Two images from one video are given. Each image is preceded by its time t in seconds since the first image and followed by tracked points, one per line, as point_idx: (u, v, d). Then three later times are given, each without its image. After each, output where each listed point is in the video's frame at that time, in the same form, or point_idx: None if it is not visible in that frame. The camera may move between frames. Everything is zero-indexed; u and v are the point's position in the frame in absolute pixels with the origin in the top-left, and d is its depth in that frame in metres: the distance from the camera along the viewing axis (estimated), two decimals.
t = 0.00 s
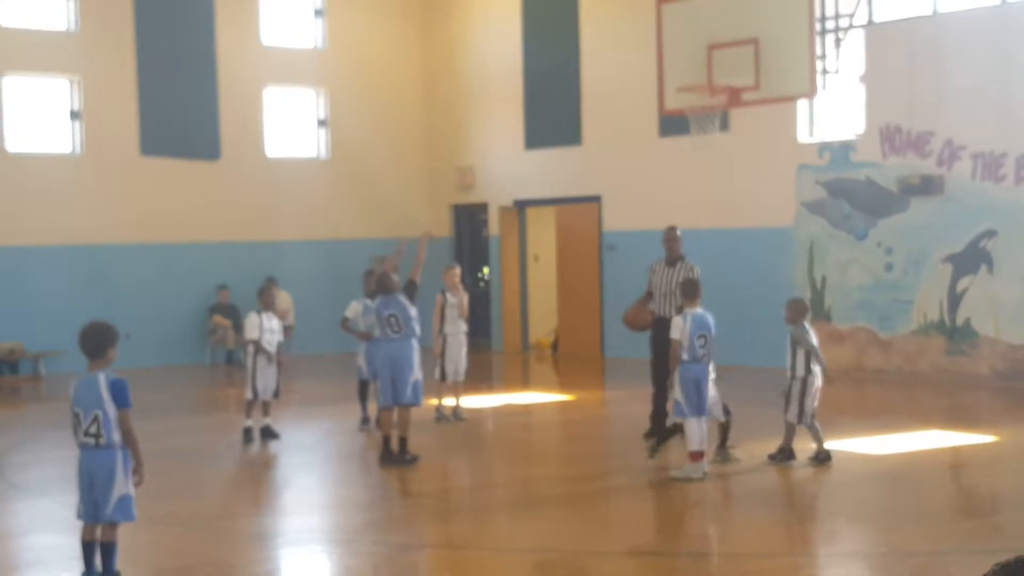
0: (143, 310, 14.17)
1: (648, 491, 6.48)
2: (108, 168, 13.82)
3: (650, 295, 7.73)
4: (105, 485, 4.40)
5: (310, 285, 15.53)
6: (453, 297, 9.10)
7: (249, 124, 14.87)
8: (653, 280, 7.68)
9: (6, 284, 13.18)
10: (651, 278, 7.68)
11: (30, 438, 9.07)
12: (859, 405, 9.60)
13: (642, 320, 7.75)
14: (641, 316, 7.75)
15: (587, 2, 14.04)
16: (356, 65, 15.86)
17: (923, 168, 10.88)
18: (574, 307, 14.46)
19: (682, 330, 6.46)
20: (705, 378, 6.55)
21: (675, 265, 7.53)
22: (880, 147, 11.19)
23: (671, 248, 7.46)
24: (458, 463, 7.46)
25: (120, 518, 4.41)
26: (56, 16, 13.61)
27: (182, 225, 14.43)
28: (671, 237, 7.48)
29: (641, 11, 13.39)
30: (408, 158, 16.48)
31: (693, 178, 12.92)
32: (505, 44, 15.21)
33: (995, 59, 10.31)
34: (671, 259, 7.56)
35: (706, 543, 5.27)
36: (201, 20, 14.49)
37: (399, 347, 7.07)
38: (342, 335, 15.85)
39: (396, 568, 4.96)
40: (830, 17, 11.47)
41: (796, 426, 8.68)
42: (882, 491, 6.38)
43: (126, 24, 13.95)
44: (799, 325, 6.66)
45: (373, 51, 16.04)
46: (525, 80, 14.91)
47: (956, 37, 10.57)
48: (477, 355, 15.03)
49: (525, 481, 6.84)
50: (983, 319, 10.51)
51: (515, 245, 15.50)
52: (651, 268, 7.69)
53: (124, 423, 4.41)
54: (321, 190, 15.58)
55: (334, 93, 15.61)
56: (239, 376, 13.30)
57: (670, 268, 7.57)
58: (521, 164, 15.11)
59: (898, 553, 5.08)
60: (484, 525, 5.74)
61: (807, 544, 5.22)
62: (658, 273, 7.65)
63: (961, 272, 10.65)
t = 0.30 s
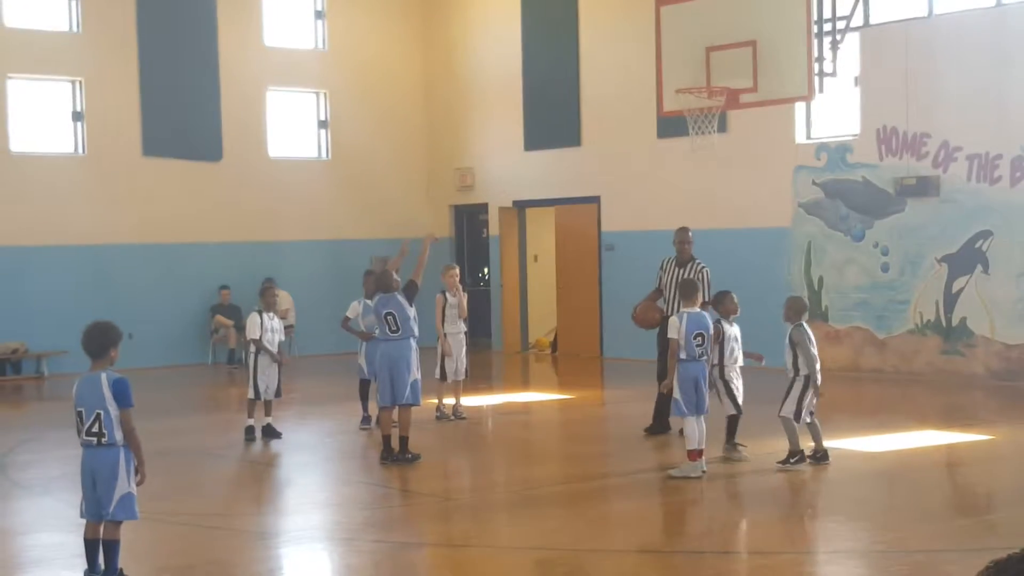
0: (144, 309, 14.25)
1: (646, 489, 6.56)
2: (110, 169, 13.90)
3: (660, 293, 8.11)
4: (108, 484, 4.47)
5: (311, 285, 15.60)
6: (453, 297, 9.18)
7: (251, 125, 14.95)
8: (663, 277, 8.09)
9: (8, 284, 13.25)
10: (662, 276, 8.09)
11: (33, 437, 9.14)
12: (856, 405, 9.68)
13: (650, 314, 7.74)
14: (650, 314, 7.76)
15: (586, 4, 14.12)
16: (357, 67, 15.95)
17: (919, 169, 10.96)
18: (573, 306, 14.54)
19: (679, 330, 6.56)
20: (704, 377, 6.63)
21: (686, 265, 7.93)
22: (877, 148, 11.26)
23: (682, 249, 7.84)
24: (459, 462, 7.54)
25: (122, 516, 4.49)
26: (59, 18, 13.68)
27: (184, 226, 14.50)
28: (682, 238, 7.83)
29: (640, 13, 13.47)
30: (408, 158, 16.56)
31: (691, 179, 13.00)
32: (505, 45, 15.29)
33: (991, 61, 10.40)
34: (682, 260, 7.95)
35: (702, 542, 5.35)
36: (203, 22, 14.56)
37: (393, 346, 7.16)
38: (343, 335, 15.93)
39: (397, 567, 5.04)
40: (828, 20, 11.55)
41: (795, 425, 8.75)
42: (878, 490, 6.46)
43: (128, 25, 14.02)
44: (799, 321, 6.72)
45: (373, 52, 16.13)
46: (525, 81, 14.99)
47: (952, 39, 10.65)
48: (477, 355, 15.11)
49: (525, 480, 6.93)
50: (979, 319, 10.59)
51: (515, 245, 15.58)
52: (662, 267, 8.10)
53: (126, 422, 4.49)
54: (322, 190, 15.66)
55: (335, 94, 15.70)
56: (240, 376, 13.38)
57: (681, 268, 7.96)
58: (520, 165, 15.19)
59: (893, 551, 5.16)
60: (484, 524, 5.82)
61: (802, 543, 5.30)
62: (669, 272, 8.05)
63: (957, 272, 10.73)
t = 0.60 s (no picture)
0: (145, 310, 14.30)
1: (643, 489, 6.62)
2: (111, 169, 13.95)
3: (662, 293, 8.22)
4: (110, 482, 4.53)
5: (311, 285, 15.66)
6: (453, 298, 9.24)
7: (252, 126, 15.01)
8: (666, 276, 8.21)
9: (10, 284, 13.31)
10: (664, 277, 8.22)
11: (34, 437, 9.19)
12: (853, 405, 9.74)
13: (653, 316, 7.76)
14: (652, 315, 7.78)
15: (586, 6, 14.18)
16: (358, 68, 16.01)
17: (917, 170, 11.00)
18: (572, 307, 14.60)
19: (677, 331, 6.59)
20: (701, 376, 6.68)
21: (688, 265, 8.06)
22: (875, 149, 11.31)
23: (685, 249, 7.96)
24: (457, 462, 7.59)
25: (125, 515, 4.54)
26: (61, 19, 13.73)
27: (185, 227, 14.56)
28: (685, 239, 7.94)
29: (640, 16, 13.53)
30: (408, 159, 16.62)
31: (690, 181, 13.05)
32: (505, 46, 15.35)
33: (988, 64, 10.45)
34: (684, 260, 8.08)
35: (699, 541, 5.40)
36: (204, 24, 14.61)
37: (387, 347, 7.21)
38: (343, 336, 15.99)
39: (397, 565, 5.10)
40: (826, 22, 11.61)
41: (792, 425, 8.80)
42: (874, 489, 6.51)
43: (130, 27, 14.08)
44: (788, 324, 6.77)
45: (374, 54, 16.18)
46: (525, 83, 15.04)
47: (950, 42, 10.71)
48: (477, 356, 15.16)
49: (523, 480, 6.98)
50: (976, 320, 10.65)
51: (514, 246, 15.63)
52: (664, 267, 8.22)
53: (128, 422, 4.54)
54: (323, 192, 15.73)
55: (335, 95, 15.76)
56: (241, 376, 13.44)
57: (683, 268, 8.09)
58: (520, 166, 15.24)
59: (888, 550, 5.21)
60: (482, 523, 5.87)
61: (799, 542, 5.35)
62: (671, 272, 8.17)
63: (954, 273, 10.79)
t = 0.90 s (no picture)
0: (145, 312, 14.31)
1: (643, 492, 6.62)
2: (112, 172, 13.96)
3: (661, 297, 8.25)
4: (110, 484, 4.53)
5: (312, 288, 15.66)
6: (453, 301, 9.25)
7: (253, 129, 15.03)
8: (664, 280, 8.24)
9: (11, 286, 13.32)
10: (663, 281, 8.24)
11: (35, 439, 9.19)
12: (854, 408, 9.74)
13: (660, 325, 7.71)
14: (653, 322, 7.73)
15: (587, 9, 14.20)
16: (358, 70, 16.02)
17: (917, 174, 11.01)
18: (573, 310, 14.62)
19: (678, 335, 6.59)
20: (702, 379, 6.68)
21: (686, 268, 8.11)
22: (875, 152, 11.32)
23: (682, 253, 8.00)
24: (458, 464, 7.59)
25: (125, 518, 4.53)
26: (62, 21, 13.74)
27: (185, 229, 14.56)
28: (681, 242, 7.96)
29: (640, 18, 13.54)
30: (409, 162, 16.63)
31: (690, 184, 13.06)
32: (506, 48, 15.36)
33: (988, 68, 10.46)
34: (682, 263, 8.12)
35: (699, 544, 5.41)
36: (205, 27, 14.63)
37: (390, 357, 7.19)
38: (344, 338, 16.00)
39: (397, 568, 5.10)
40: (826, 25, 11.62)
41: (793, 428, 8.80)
42: (874, 492, 6.51)
43: (132, 30, 14.10)
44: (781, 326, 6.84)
45: (375, 57, 16.19)
46: (525, 85, 15.06)
47: (950, 45, 10.72)
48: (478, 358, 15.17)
49: (524, 482, 6.99)
50: (976, 323, 10.65)
51: (515, 248, 15.64)
52: (662, 272, 8.24)
53: (128, 424, 4.54)
54: (324, 194, 15.74)
55: (336, 98, 15.77)
56: (241, 378, 13.44)
57: (681, 271, 8.14)
58: (521, 169, 15.25)
59: (888, 553, 5.21)
60: (483, 526, 5.87)
61: (799, 545, 5.35)
62: (670, 276, 8.20)
63: (954, 276, 10.79)
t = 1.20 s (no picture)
0: (145, 314, 14.31)
1: (643, 495, 6.62)
2: (111, 174, 13.95)
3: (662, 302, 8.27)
4: (111, 486, 4.52)
5: (312, 290, 15.66)
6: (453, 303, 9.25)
7: (254, 131, 15.04)
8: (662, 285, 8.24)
9: (10, 288, 13.31)
10: (662, 286, 8.24)
11: (34, 441, 9.19)
12: (854, 411, 9.74)
13: (665, 328, 7.82)
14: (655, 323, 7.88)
15: (587, 12, 14.21)
16: (358, 73, 16.03)
17: (917, 177, 11.01)
18: (573, 313, 14.63)
19: (678, 337, 6.60)
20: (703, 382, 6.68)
21: (685, 270, 8.14)
22: (875, 155, 11.32)
23: (679, 255, 8.02)
24: (457, 467, 7.59)
25: (125, 520, 4.52)
26: (62, 23, 13.75)
27: (185, 231, 14.56)
28: (675, 245, 7.98)
29: (640, 21, 13.55)
30: (409, 164, 16.63)
31: (690, 186, 13.07)
32: (506, 51, 15.37)
33: (988, 71, 10.47)
34: (679, 265, 8.14)
35: (699, 547, 5.41)
36: (205, 29, 14.63)
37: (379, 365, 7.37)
38: (344, 340, 16.00)
39: (398, 570, 5.10)
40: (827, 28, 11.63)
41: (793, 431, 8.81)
42: (874, 495, 6.51)
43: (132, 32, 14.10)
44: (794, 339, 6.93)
45: (375, 59, 16.20)
46: (525, 88, 15.06)
47: (950, 48, 10.72)
48: (477, 361, 15.17)
49: (523, 484, 6.99)
50: (976, 326, 10.65)
51: (515, 251, 15.65)
52: (660, 277, 8.24)
53: (128, 426, 4.54)
54: (324, 197, 15.75)
55: (336, 100, 15.78)
56: (241, 381, 13.44)
57: (680, 274, 8.16)
58: (521, 171, 15.26)
59: (889, 556, 5.21)
60: (483, 528, 5.87)
61: (799, 548, 5.35)
62: (668, 280, 8.21)
63: (954, 280, 10.79)
